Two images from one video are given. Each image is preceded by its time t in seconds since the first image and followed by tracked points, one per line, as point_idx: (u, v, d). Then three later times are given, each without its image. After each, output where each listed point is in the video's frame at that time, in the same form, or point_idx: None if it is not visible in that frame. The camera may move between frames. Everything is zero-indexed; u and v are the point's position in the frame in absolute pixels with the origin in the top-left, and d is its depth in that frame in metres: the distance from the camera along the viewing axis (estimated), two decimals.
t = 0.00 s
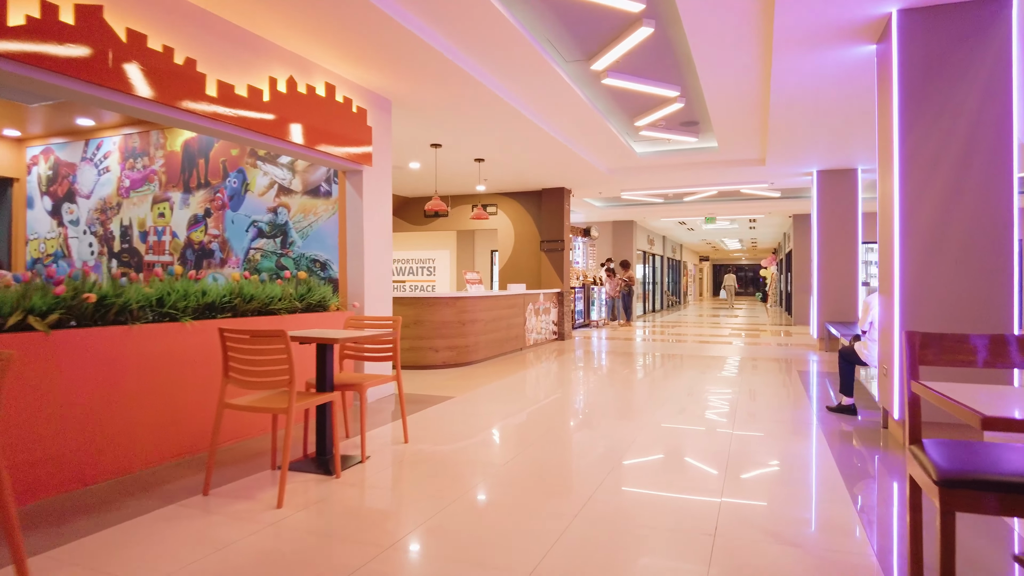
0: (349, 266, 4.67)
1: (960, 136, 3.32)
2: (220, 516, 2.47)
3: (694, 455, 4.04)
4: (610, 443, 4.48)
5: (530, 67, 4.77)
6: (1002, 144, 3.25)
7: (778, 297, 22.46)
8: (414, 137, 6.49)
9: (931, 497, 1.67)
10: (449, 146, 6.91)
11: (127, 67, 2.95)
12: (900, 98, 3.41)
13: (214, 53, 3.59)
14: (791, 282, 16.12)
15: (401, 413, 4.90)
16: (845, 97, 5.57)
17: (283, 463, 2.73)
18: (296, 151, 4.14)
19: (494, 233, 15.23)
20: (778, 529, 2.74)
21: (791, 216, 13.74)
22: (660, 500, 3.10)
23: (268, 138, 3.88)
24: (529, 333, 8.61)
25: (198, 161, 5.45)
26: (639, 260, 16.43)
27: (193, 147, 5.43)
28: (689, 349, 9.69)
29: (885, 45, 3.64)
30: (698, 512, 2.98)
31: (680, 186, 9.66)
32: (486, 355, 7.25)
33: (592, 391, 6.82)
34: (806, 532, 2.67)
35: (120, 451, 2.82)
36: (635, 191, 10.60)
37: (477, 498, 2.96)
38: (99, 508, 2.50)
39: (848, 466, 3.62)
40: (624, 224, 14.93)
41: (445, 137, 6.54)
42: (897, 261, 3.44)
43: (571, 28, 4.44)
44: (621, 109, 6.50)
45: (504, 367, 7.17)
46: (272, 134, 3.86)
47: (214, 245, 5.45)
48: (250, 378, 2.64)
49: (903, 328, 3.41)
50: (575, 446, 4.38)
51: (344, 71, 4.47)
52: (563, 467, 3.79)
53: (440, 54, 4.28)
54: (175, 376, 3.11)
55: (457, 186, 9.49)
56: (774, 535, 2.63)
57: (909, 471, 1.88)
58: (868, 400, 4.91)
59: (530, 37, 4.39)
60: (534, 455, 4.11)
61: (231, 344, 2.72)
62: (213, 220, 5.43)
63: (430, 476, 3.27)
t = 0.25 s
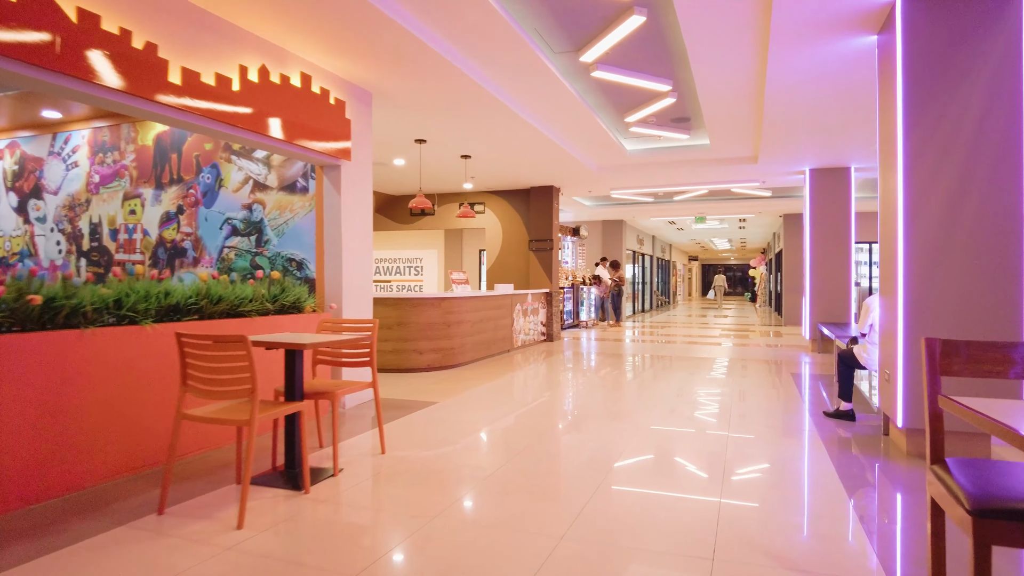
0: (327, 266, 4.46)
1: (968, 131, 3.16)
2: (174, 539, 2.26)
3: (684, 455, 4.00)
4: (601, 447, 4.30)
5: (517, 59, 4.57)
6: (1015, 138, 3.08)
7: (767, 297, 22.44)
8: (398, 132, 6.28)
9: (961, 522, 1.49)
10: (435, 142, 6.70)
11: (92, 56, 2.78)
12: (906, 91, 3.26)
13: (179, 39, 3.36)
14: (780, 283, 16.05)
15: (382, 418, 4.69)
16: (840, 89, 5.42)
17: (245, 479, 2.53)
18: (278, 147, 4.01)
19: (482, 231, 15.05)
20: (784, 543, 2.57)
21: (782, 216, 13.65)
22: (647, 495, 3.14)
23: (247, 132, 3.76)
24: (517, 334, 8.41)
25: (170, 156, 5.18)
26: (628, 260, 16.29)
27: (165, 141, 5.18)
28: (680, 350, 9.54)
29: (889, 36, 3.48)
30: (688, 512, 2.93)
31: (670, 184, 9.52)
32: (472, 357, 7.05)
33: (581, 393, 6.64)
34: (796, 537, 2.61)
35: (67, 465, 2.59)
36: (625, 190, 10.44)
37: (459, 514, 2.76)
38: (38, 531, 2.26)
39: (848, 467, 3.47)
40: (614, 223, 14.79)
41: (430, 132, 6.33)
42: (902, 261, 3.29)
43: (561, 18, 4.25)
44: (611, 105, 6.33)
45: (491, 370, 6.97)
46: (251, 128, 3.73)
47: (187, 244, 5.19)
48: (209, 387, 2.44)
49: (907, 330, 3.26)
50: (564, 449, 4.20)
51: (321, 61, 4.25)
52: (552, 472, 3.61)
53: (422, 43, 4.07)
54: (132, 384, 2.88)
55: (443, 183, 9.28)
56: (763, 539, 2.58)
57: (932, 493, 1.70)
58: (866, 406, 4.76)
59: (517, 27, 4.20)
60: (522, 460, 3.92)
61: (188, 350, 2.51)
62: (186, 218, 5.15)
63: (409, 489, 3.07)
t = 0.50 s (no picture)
0: (294, 263, 4.22)
1: (973, 118, 2.96)
2: (97, 572, 1.98)
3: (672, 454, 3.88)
4: (585, 452, 4.07)
5: (496, 43, 4.33)
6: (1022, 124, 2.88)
7: (752, 297, 22.38)
8: (373, 122, 6.00)
9: (1006, 559, 1.26)
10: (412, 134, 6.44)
11: (38, 34, 2.55)
12: (908, 77, 3.07)
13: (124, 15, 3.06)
14: (766, 283, 15.94)
15: (353, 425, 4.41)
16: (833, 74, 5.22)
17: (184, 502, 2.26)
18: (249, 138, 3.81)
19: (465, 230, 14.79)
20: (782, 556, 2.37)
21: (769, 216, 13.53)
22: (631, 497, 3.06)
23: (215, 123, 3.55)
24: (499, 335, 8.16)
25: (127, 147, 4.87)
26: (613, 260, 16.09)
27: (122, 131, 4.86)
28: (665, 351, 9.35)
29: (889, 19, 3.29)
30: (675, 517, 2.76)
31: (656, 181, 9.32)
32: (452, 359, 6.79)
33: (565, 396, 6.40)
34: (785, 541, 2.50)
35: None
36: (610, 187, 10.24)
37: (427, 533, 2.51)
38: None
39: (846, 475, 3.27)
40: (599, 222, 14.60)
41: (407, 123, 6.06)
42: (904, 258, 3.09)
43: None
44: (595, 96, 6.11)
45: (471, 372, 6.71)
46: (218, 119, 3.52)
47: (146, 240, 4.83)
48: (143, 399, 2.17)
49: (910, 330, 3.07)
50: (546, 454, 3.95)
51: (286, 43, 3.97)
52: (531, 479, 3.36)
53: (393, 24, 3.81)
54: (64, 392, 2.60)
55: (424, 179, 9.00)
56: (735, 539, 2.53)
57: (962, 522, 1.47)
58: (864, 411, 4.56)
59: (495, 9, 3.96)
60: (500, 467, 3.67)
61: (120, 357, 2.24)
62: (145, 212, 4.83)
63: (374, 506, 2.80)
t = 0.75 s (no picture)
0: (272, 264, 4.02)
1: (991, 110, 2.79)
2: None
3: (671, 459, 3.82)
4: (576, 461, 3.89)
5: (484, 33, 4.14)
6: None
7: (747, 297, 22.26)
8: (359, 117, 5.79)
9: None
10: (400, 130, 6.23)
11: None
12: (921, 67, 2.89)
13: None
14: (762, 283, 15.80)
15: (335, 434, 4.21)
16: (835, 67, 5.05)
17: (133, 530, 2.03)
18: (230, 134, 3.68)
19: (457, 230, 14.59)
20: (784, 562, 2.32)
21: (764, 215, 13.38)
22: (621, 501, 3.04)
23: (191, 117, 3.40)
24: (490, 337, 7.96)
25: (99, 143, 4.61)
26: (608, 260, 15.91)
27: (93, 126, 4.59)
28: (660, 353, 9.18)
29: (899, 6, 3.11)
30: (664, 522, 2.73)
31: (651, 180, 9.14)
32: (441, 363, 6.59)
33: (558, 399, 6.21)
34: (782, 545, 2.47)
35: None
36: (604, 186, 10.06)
37: (405, 557, 2.31)
38: None
39: (851, 487, 3.11)
40: (593, 222, 14.42)
41: (393, 118, 5.86)
42: (916, 258, 2.91)
43: None
44: (589, 91, 5.92)
45: (462, 376, 6.51)
46: (195, 114, 3.37)
47: (118, 241, 4.61)
48: (87, 416, 1.96)
49: (923, 339, 2.89)
50: (537, 464, 3.77)
51: (261, 32, 3.76)
52: (520, 494, 3.16)
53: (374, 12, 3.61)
54: (6, 401, 2.41)
55: (414, 178, 8.81)
56: (737, 544, 2.48)
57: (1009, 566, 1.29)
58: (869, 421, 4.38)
59: None
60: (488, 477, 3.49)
61: (64, 370, 2.02)
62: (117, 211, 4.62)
63: (350, 526, 2.61)
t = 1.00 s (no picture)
0: (246, 259, 3.87)
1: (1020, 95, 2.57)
2: None
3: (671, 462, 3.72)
4: (571, 468, 3.66)
5: (473, 16, 3.91)
6: None
7: (746, 298, 22.04)
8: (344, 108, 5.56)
9: None
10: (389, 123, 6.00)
11: None
12: (944, 48, 2.66)
13: None
14: (762, 283, 15.58)
15: (315, 441, 3.98)
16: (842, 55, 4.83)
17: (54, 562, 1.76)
18: (214, 127, 3.56)
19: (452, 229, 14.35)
20: (786, 574, 2.23)
21: (764, 214, 13.17)
22: (621, 506, 2.97)
23: (169, 108, 3.25)
24: (484, 338, 7.72)
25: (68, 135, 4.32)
26: (605, 259, 15.68)
27: (63, 117, 4.30)
28: (659, 354, 8.95)
29: None
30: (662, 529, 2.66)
31: (649, 177, 8.93)
32: (432, 366, 6.35)
33: (553, 402, 5.99)
34: (784, 553, 2.38)
35: None
36: (601, 184, 9.83)
37: None
38: None
39: (863, 500, 2.89)
40: (590, 221, 14.19)
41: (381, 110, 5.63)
42: (938, 256, 2.68)
43: None
44: (585, 82, 5.70)
45: (453, 379, 6.28)
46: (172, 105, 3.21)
47: (88, 238, 4.28)
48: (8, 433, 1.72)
49: (946, 345, 2.65)
50: (529, 474, 3.53)
51: (234, 14, 3.53)
52: (509, 509, 2.93)
53: None
54: None
55: (406, 175, 8.57)
56: (738, 553, 2.39)
57: None
58: (880, 430, 4.14)
59: None
60: (476, 488, 3.26)
61: None
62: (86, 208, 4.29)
63: (321, 548, 2.38)
